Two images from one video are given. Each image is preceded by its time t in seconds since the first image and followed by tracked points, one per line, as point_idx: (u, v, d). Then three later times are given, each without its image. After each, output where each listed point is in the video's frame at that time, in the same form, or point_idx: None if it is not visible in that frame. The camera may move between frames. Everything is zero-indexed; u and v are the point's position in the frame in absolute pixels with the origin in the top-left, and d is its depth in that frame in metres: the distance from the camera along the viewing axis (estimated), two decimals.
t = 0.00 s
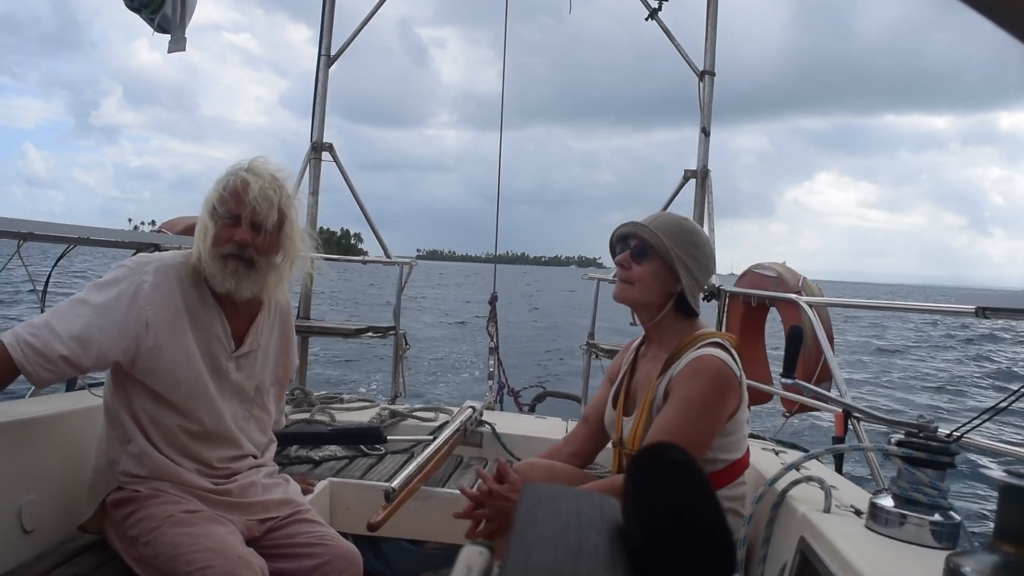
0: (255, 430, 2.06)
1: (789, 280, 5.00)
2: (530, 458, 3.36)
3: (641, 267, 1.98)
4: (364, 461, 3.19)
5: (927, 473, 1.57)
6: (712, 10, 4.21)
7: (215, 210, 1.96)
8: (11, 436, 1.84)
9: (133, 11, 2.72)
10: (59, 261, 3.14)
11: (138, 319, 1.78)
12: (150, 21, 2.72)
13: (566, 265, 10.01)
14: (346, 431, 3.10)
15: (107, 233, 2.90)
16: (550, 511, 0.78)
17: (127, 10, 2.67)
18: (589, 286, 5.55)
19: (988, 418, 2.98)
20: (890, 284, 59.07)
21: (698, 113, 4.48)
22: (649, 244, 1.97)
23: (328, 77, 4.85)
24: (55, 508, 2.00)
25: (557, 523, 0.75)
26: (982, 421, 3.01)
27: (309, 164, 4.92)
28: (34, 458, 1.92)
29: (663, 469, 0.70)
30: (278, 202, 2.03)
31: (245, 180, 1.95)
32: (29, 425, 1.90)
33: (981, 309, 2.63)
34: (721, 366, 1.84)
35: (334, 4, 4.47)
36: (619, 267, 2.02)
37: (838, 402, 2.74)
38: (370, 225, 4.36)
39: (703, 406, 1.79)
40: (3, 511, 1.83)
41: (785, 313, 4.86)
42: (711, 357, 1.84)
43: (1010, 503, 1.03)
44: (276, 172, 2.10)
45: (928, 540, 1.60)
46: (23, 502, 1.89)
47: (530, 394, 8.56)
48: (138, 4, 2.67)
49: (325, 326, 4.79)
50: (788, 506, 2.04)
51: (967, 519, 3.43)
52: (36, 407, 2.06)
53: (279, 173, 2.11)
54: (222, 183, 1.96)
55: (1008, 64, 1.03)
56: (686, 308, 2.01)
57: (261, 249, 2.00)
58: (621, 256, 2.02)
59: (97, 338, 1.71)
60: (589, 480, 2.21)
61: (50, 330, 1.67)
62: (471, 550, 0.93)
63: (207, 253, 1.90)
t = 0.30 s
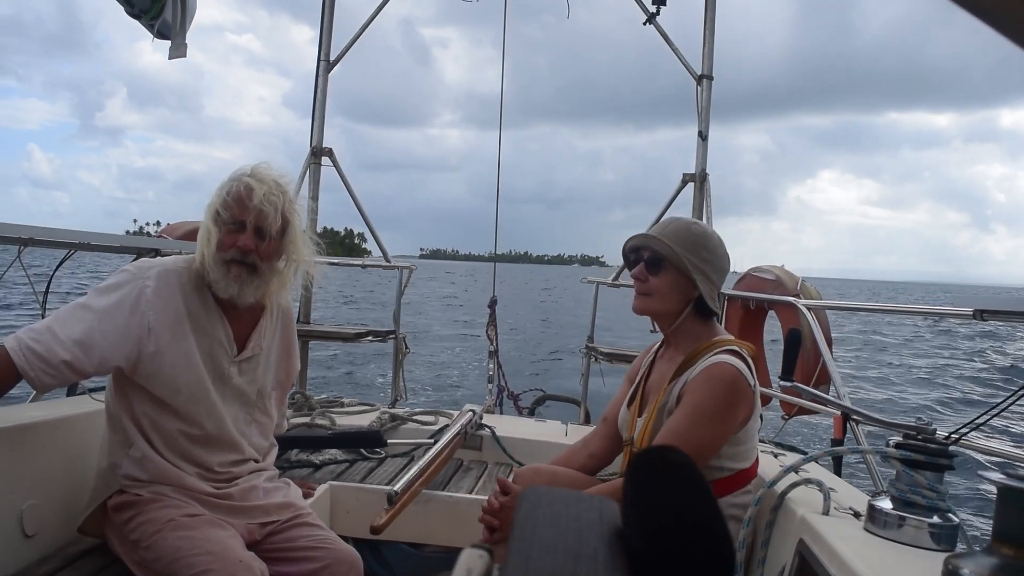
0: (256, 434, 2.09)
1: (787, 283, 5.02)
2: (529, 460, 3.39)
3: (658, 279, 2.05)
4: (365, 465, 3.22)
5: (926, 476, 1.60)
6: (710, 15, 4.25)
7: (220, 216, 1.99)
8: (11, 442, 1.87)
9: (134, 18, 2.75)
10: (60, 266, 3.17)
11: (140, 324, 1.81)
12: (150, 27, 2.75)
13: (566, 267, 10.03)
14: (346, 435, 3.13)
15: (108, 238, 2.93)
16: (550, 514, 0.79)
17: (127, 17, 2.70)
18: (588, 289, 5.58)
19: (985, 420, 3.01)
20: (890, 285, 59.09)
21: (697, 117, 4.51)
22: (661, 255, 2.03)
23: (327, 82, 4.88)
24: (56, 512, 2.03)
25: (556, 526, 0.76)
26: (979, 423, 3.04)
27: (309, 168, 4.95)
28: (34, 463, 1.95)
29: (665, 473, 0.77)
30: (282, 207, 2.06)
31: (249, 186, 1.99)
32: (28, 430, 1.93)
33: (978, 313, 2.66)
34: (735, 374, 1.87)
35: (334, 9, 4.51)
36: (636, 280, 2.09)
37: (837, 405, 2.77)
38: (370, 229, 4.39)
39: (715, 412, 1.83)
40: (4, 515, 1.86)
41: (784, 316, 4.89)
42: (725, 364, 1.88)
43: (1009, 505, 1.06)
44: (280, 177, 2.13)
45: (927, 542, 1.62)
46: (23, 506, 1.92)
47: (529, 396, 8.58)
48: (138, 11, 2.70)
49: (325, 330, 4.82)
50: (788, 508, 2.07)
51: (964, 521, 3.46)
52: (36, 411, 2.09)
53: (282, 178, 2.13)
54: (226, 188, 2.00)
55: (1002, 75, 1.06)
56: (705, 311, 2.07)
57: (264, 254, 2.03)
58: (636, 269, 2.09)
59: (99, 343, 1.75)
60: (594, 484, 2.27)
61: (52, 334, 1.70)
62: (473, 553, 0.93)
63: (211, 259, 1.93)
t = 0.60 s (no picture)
0: (256, 433, 2.09)
1: (788, 285, 5.03)
2: (529, 461, 3.39)
3: (682, 292, 2.12)
4: (364, 465, 3.22)
5: (926, 478, 1.60)
6: (711, 16, 4.25)
7: (218, 216, 1.99)
8: (12, 441, 1.88)
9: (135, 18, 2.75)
10: (60, 265, 3.17)
11: (139, 324, 1.81)
12: (151, 27, 2.76)
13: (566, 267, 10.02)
14: (346, 435, 3.13)
15: (108, 237, 2.93)
16: (551, 517, 0.78)
17: (129, 17, 2.70)
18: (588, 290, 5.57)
19: (985, 422, 3.01)
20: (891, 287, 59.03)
21: (698, 118, 4.51)
22: (686, 269, 2.10)
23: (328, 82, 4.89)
24: (56, 511, 2.03)
25: (558, 528, 0.76)
26: (979, 425, 3.04)
27: (310, 168, 4.95)
28: (34, 463, 1.95)
29: (670, 475, 0.78)
30: (281, 206, 2.06)
31: (247, 185, 1.99)
32: (28, 430, 1.93)
33: (979, 314, 2.66)
34: (757, 382, 1.97)
35: (336, 10, 4.51)
36: (660, 294, 2.15)
37: (838, 406, 2.77)
38: (371, 229, 4.40)
39: (734, 419, 1.93)
40: (4, 514, 1.86)
41: (784, 317, 4.89)
42: (748, 373, 1.98)
43: (1010, 506, 1.06)
44: (278, 176, 2.13)
45: (927, 544, 1.63)
46: (23, 506, 1.92)
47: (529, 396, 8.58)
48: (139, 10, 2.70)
49: (325, 330, 4.82)
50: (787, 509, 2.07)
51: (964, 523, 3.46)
52: (36, 411, 2.09)
53: (280, 178, 2.14)
54: (224, 188, 2.00)
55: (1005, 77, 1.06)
56: (729, 319, 2.14)
57: (263, 253, 2.04)
58: (661, 284, 2.16)
59: (98, 342, 1.75)
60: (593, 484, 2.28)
61: (51, 334, 1.70)
62: (472, 554, 0.89)
63: (210, 258, 1.94)
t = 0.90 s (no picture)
0: (256, 430, 2.10)
1: (791, 284, 5.02)
2: (531, 460, 3.39)
3: (690, 288, 2.11)
4: (366, 463, 3.22)
5: (928, 477, 1.60)
6: (714, 14, 4.25)
7: (216, 213, 1.99)
8: (14, 438, 1.88)
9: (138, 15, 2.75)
10: (62, 263, 3.18)
11: (140, 321, 1.82)
12: (154, 25, 2.76)
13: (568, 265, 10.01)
14: (348, 433, 3.13)
15: (110, 235, 2.94)
16: (554, 514, 0.78)
17: (132, 14, 2.70)
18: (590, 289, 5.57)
19: (988, 421, 3.00)
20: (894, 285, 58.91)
21: (700, 117, 4.51)
22: (695, 265, 2.10)
23: (331, 80, 4.89)
24: (57, 509, 2.03)
25: (559, 526, 0.75)
26: (982, 424, 3.03)
27: (312, 166, 4.95)
28: (34, 460, 1.95)
29: (671, 473, 0.77)
30: (279, 203, 2.06)
31: (244, 182, 1.99)
32: (28, 427, 1.93)
33: (982, 314, 2.65)
34: (758, 382, 1.97)
35: (338, 7, 4.51)
36: (667, 288, 2.15)
37: (840, 405, 2.77)
38: (373, 227, 4.40)
39: (734, 418, 1.93)
40: (5, 512, 1.86)
41: (786, 317, 4.88)
42: (750, 372, 1.97)
43: (1013, 507, 1.06)
44: (276, 173, 2.14)
45: (929, 543, 1.62)
46: (24, 503, 1.92)
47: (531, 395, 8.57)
48: (143, 8, 2.70)
49: (327, 328, 4.83)
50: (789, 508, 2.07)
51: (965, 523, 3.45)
52: (36, 409, 2.09)
53: (279, 175, 2.14)
54: (222, 185, 2.00)
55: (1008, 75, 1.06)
56: (734, 322, 2.13)
57: (262, 250, 2.04)
58: (668, 277, 2.15)
59: (99, 339, 1.75)
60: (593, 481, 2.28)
61: (52, 332, 1.71)
62: (472, 552, 0.88)
63: (208, 255, 1.94)
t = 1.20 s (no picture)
0: (258, 428, 2.10)
1: (793, 281, 5.02)
2: (534, 457, 3.40)
3: (690, 283, 2.12)
4: (370, 461, 3.23)
5: (932, 474, 1.59)
6: (716, 11, 4.25)
7: (215, 211, 2.00)
8: (19, 436, 1.90)
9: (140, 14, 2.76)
10: (65, 262, 3.19)
11: (140, 320, 1.82)
12: (156, 24, 2.76)
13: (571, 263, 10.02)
14: (351, 431, 3.14)
15: (114, 234, 2.95)
16: (557, 510, 0.76)
17: (134, 13, 2.71)
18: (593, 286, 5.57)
19: (991, 418, 3.00)
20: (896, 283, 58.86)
21: (702, 113, 4.51)
22: (697, 261, 2.10)
23: (333, 79, 4.90)
24: (61, 508, 2.04)
25: (562, 526, 0.73)
26: (986, 421, 3.03)
27: (315, 165, 4.96)
28: (39, 459, 1.96)
29: (676, 470, 0.74)
30: (278, 200, 2.07)
31: (243, 179, 1.99)
32: (32, 427, 1.94)
33: (985, 310, 2.65)
34: (761, 380, 1.97)
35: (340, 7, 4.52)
36: (669, 283, 2.15)
37: (843, 402, 2.77)
38: (375, 226, 4.41)
39: (738, 414, 1.93)
40: (9, 511, 1.87)
41: (789, 313, 4.88)
42: (753, 369, 1.98)
43: (1017, 504, 1.06)
44: (275, 171, 2.14)
45: (933, 540, 1.62)
46: (29, 503, 1.93)
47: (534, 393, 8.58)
48: (145, 7, 2.70)
49: (330, 326, 4.84)
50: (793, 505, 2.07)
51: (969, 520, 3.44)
52: (40, 409, 2.10)
53: (278, 173, 2.14)
54: (221, 183, 2.01)
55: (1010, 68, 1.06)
56: (735, 320, 2.13)
57: (262, 248, 2.04)
58: (669, 272, 2.16)
59: (100, 339, 1.76)
60: (597, 479, 2.29)
61: (54, 331, 1.71)
62: (477, 549, 0.83)
63: (208, 253, 1.95)
